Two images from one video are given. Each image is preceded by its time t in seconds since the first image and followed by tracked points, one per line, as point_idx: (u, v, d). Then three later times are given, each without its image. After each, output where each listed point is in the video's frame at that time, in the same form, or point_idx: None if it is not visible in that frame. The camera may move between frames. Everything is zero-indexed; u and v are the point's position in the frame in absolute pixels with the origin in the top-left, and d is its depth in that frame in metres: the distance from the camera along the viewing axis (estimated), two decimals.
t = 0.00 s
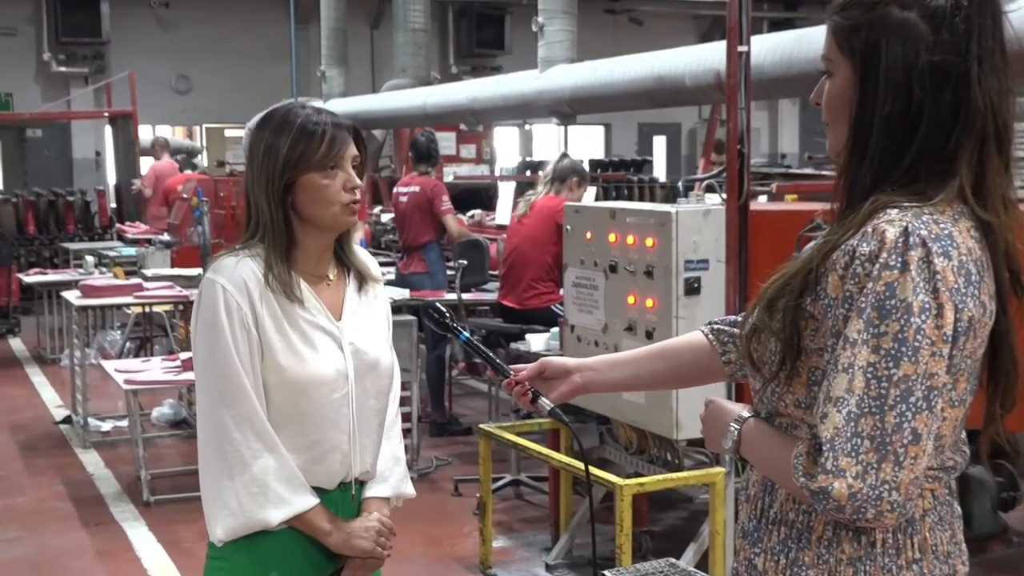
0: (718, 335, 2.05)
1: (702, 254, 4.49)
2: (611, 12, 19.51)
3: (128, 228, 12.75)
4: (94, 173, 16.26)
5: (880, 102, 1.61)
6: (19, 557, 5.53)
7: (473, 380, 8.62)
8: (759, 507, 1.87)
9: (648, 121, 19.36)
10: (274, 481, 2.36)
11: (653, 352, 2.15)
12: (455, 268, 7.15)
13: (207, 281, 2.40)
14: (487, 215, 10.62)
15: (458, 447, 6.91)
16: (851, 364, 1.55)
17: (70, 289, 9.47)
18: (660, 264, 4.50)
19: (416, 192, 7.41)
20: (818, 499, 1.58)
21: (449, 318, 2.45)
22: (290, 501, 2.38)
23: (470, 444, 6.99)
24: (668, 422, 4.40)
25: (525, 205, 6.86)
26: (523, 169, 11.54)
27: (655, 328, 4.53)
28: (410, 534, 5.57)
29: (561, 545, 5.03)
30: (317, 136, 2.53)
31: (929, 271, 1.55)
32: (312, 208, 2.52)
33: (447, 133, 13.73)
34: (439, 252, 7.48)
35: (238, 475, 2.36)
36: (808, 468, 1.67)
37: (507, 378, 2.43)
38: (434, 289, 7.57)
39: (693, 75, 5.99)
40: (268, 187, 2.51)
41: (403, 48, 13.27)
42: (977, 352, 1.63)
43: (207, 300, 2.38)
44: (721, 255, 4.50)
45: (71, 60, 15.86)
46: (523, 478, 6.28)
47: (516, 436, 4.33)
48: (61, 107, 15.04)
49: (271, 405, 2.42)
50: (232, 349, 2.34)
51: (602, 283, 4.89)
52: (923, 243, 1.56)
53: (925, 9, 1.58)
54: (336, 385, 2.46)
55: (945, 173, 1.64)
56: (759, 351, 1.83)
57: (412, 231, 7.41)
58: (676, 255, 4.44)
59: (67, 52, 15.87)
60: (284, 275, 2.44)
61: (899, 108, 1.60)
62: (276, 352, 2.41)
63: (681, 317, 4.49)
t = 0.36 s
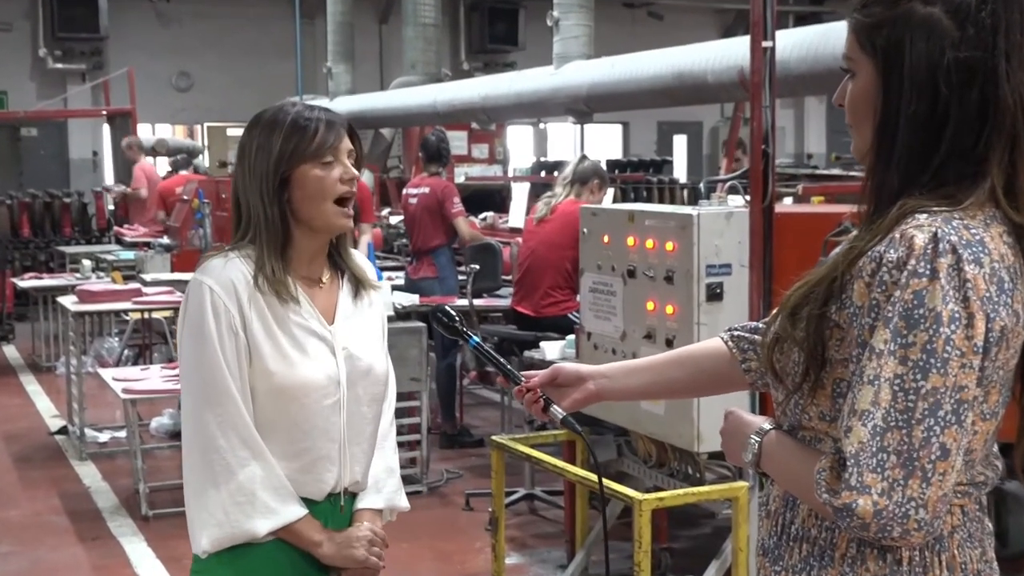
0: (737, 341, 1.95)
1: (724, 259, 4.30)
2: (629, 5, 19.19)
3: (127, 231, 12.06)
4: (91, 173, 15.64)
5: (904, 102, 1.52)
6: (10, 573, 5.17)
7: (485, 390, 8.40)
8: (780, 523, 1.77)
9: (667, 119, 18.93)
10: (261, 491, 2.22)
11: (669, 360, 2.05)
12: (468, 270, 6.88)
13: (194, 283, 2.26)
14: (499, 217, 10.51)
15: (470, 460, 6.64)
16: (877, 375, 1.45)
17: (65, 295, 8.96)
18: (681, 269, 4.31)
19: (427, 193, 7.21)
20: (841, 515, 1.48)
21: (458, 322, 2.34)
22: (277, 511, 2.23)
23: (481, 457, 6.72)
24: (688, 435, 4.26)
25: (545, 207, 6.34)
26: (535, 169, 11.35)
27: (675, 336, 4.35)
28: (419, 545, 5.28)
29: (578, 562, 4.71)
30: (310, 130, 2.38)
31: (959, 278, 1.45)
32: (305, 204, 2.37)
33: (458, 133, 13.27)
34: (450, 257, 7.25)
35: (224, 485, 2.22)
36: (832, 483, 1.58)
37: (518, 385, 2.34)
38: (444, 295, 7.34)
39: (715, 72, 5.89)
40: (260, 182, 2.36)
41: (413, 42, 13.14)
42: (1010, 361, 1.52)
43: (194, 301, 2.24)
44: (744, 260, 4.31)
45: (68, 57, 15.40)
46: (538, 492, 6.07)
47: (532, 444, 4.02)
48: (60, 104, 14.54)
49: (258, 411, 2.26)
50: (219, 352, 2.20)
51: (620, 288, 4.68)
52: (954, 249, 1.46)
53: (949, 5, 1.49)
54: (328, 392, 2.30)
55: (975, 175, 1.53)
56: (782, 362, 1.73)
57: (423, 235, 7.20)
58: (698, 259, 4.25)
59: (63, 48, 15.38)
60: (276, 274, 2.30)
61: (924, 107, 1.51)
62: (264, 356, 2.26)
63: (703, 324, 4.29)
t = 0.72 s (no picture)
0: (761, 346, 1.86)
1: (752, 259, 4.03)
2: None
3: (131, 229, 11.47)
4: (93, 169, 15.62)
5: (940, 93, 1.42)
6: None
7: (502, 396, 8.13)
8: (806, 536, 1.68)
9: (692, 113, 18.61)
10: (259, 501, 2.11)
11: (689, 367, 1.96)
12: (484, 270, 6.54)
13: (195, 283, 2.14)
14: (517, 215, 10.22)
15: (486, 469, 6.34)
16: (912, 384, 1.36)
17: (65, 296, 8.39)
18: (707, 270, 4.04)
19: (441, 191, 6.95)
20: (874, 529, 1.38)
21: (470, 325, 2.22)
22: (275, 521, 2.12)
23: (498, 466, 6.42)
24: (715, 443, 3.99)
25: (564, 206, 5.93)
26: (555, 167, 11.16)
27: (702, 339, 4.06)
28: (434, 561, 4.95)
29: None
30: (315, 127, 2.25)
31: (1000, 282, 1.35)
32: (310, 203, 2.25)
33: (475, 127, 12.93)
34: (466, 256, 7.01)
35: (220, 494, 2.10)
36: (863, 496, 1.48)
37: (531, 391, 2.22)
38: (459, 296, 7.11)
39: (742, 65, 5.86)
40: (263, 180, 2.24)
41: (428, 33, 13.01)
42: None
43: (193, 303, 2.13)
44: (774, 260, 4.03)
45: (68, 48, 15.22)
46: (557, 502, 5.66)
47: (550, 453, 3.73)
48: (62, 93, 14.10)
49: (257, 418, 2.15)
50: (219, 356, 2.09)
51: (643, 290, 4.38)
52: (994, 251, 1.36)
53: None
54: (329, 400, 2.19)
55: (1013, 173, 1.44)
56: (812, 369, 1.65)
57: (438, 234, 6.96)
58: (725, 258, 3.99)
59: (63, 40, 15.24)
60: (279, 275, 2.18)
61: (959, 101, 1.41)
62: (266, 361, 2.14)
63: (730, 327, 4.03)
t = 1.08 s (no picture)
0: (786, 352, 1.76)
1: (783, 258, 3.87)
2: None
3: (133, 228, 11.27)
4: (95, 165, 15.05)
5: (983, 84, 1.32)
6: None
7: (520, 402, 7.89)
8: (835, 550, 1.67)
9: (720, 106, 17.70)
10: (263, 512, 2.03)
11: (712, 373, 1.85)
12: (503, 270, 6.38)
13: (199, 285, 2.07)
14: (537, 211, 9.77)
15: (504, 478, 6.14)
16: (950, 392, 1.27)
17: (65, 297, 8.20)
18: (736, 271, 3.89)
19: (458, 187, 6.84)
20: (909, 544, 1.29)
21: (481, 329, 2.12)
22: (279, 534, 2.04)
23: (516, 474, 6.23)
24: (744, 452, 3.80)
25: (575, 203, 5.77)
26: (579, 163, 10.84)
27: (730, 343, 3.90)
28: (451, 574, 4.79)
29: None
30: (325, 123, 2.16)
31: None
32: (317, 202, 2.16)
33: (493, 120, 12.14)
34: (482, 255, 6.85)
35: (223, 504, 2.03)
36: (897, 508, 1.47)
37: (546, 398, 2.10)
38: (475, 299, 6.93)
39: (774, 55, 5.60)
40: (271, 178, 2.15)
41: (444, 21, 12.50)
42: None
43: (197, 306, 2.06)
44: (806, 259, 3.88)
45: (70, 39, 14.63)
46: (577, 512, 5.45)
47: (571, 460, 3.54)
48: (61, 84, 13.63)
49: (262, 426, 2.07)
50: (223, 361, 2.02)
51: (668, 290, 4.23)
52: None
53: None
54: (338, 410, 2.10)
55: None
56: (842, 375, 1.63)
57: (454, 231, 6.81)
58: (755, 259, 3.83)
59: (65, 30, 14.70)
60: (286, 278, 2.10)
61: (1003, 94, 1.32)
62: (271, 367, 2.06)
63: (759, 330, 3.87)
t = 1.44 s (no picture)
0: (817, 359, 1.67)
1: (813, 260, 3.64)
2: None
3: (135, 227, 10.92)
4: (94, 162, 14.56)
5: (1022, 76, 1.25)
6: None
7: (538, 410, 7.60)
8: (864, 566, 1.60)
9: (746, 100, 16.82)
10: (265, 529, 1.96)
11: (737, 381, 1.76)
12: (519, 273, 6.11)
13: (201, 290, 2.00)
14: (554, 212, 9.37)
15: (520, 490, 5.93)
16: (983, 404, 1.18)
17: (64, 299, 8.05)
18: (762, 273, 3.66)
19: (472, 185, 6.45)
20: (940, 562, 1.21)
21: (498, 336, 2.03)
22: (282, 552, 1.97)
23: (533, 486, 6.01)
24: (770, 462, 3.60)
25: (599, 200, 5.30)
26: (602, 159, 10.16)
27: (756, 349, 3.68)
28: None
29: None
30: (334, 121, 2.08)
31: None
32: (324, 204, 2.07)
33: (509, 116, 11.72)
34: (497, 257, 6.50)
35: (223, 521, 1.96)
36: (929, 526, 1.40)
37: (565, 407, 1.99)
38: (491, 302, 6.59)
39: (804, 46, 5.25)
40: (275, 175, 2.07)
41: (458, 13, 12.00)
42: None
43: (198, 313, 1.98)
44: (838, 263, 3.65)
45: (69, 31, 14.22)
46: (597, 526, 5.13)
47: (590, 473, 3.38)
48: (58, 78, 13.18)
49: (265, 439, 2.00)
50: (224, 371, 1.95)
51: (693, 294, 3.98)
52: None
53: None
54: (345, 421, 2.02)
55: None
56: (873, 384, 1.54)
57: (468, 232, 6.46)
58: (783, 260, 3.60)
59: (63, 21, 14.23)
60: (290, 282, 2.02)
61: None
62: (275, 377, 1.99)
63: (788, 337, 3.65)
